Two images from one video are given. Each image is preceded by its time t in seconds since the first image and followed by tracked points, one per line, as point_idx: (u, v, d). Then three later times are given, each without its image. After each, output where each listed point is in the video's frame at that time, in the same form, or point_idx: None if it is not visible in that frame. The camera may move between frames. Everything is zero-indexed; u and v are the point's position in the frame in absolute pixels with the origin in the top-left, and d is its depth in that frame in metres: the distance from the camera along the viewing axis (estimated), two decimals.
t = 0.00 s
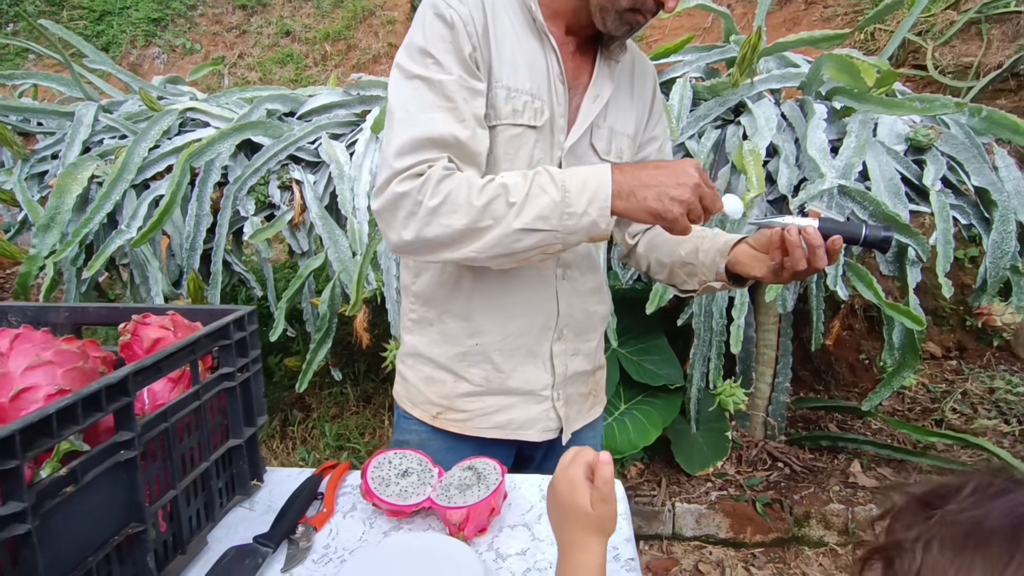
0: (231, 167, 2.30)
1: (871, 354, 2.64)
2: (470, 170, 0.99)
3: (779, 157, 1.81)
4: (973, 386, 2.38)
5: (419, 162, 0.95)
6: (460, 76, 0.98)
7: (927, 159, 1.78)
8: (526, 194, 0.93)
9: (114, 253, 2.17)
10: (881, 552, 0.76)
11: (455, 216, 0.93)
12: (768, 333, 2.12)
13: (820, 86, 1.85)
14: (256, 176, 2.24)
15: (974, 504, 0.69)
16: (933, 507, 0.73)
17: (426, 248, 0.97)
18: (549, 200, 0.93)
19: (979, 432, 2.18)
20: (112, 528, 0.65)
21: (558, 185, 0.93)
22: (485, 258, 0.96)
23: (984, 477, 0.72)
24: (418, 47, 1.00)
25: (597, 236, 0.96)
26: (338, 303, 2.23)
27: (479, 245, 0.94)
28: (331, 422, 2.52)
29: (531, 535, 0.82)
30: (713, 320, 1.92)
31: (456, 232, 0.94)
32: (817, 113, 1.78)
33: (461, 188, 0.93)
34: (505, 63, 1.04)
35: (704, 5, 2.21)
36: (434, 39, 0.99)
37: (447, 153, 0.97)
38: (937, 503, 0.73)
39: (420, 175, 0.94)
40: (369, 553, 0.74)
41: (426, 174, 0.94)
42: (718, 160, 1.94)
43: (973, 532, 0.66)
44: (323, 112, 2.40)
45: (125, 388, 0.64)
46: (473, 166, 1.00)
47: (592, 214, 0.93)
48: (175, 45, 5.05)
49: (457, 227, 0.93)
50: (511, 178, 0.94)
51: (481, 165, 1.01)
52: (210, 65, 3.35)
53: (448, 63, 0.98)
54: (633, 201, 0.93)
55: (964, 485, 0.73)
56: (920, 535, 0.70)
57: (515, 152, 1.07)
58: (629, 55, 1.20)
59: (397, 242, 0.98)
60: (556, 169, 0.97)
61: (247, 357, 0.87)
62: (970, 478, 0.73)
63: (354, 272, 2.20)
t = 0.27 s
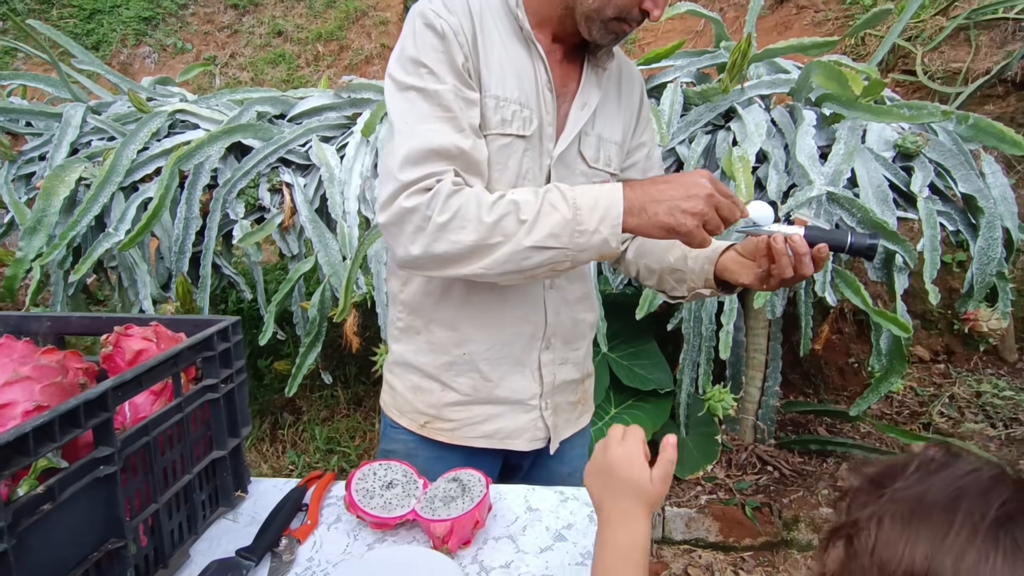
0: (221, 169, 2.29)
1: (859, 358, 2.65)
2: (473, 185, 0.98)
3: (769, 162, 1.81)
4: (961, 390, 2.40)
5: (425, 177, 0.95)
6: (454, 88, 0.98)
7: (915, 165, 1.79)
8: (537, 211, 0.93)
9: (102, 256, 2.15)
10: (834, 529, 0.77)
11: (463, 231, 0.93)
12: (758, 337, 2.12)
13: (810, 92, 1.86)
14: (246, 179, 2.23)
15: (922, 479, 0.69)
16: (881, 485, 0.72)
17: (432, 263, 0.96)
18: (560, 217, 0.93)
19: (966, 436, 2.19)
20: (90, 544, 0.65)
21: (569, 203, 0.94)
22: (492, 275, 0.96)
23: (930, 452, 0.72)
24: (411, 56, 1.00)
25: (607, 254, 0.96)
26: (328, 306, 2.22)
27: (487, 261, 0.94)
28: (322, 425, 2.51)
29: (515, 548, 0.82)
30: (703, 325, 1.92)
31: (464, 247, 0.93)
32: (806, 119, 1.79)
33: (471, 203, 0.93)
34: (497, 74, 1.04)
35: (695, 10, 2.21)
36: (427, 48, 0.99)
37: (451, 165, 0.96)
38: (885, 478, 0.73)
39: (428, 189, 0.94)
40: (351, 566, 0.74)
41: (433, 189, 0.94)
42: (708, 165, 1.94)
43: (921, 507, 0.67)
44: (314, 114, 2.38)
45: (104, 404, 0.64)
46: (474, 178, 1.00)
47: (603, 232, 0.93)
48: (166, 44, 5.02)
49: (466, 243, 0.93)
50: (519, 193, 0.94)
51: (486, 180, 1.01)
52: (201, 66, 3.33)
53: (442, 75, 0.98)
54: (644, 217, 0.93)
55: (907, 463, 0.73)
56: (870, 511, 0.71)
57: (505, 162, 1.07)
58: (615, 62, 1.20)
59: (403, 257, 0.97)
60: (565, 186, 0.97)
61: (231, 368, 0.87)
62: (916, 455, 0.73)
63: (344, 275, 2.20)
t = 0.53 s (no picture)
0: (211, 173, 2.28)
1: (850, 361, 2.66)
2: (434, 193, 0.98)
3: (759, 168, 1.81)
4: (950, 393, 2.41)
5: (381, 186, 0.95)
6: (432, 100, 0.98)
7: (904, 171, 1.80)
8: (483, 217, 0.93)
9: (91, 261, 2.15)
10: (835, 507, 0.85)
11: (414, 240, 0.93)
12: (749, 341, 2.13)
13: (800, 98, 1.87)
14: (236, 184, 2.23)
15: (908, 453, 0.78)
16: (873, 462, 0.81)
17: (389, 272, 0.97)
18: (506, 223, 0.92)
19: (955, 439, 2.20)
20: (76, 561, 0.65)
21: (515, 208, 0.93)
22: (447, 282, 0.96)
23: (906, 433, 0.82)
24: (389, 67, 1.00)
25: (557, 256, 0.95)
26: (320, 311, 2.21)
27: (439, 270, 0.94)
28: (314, 429, 2.50)
29: (503, 561, 0.82)
30: (693, 331, 1.93)
31: (416, 256, 0.94)
32: (795, 125, 1.79)
33: (420, 212, 0.92)
34: (480, 85, 1.04)
35: (686, 15, 2.21)
36: (408, 60, 0.99)
37: (411, 175, 0.96)
38: (874, 457, 0.82)
39: (382, 199, 0.94)
40: None
41: (388, 198, 0.94)
42: (699, 171, 1.95)
43: (910, 474, 0.76)
44: (306, 118, 2.38)
45: (89, 421, 0.64)
46: (440, 187, 0.99)
47: (550, 236, 0.93)
48: (157, 45, 4.99)
49: (416, 251, 0.93)
50: (471, 202, 0.94)
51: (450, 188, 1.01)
52: (192, 68, 3.32)
53: (421, 87, 0.98)
54: (593, 222, 0.93)
55: (893, 440, 0.82)
56: (865, 484, 0.79)
57: (490, 173, 1.07)
58: (603, 71, 1.20)
59: (360, 266, 0.98)
60: (517, 189, 0.96)
61: (219, 380, 0.87)
62: (895, 437, 0.83)
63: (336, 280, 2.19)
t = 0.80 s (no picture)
0: (205, 181, 2.28)
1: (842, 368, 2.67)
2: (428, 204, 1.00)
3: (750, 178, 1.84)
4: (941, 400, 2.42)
5: (376, 204, 0.97)
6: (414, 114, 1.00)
7: (893, 181, 1.82)
8: (479, 223, 0.95)
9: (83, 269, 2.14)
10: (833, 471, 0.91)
11: (416, 251, 0.95)
12: (741, 348, 2.14)
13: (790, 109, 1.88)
14: (230, 192, 2.22)
15: (901, 420, 0.85)
16: (869, 428, 0.87)
17: (393, 284, 0.99)
18: (503, 226, 0.94)
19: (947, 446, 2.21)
20: None
21: (509, 210, 0.95)
22: (452, 287, 0.98)
23: (897, 399, 0.89)
24: (371, 85, 1.02)
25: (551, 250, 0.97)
26: (313, 319, 2.21)
27: (442, 278, 0.97)
28: (307, 436, 2.50)
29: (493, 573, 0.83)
30: (685, 339, 1.94)
31: (419, 267, 0.96)
32: (785, 135, 1.81)
33: (417, 224, 0.94)
34: (460, 96, 1.05)
35: (678, 26, 2.23)
36: (388, 77, 1.01)
37: (403, 190, 0.98)
38: (869, 424, 0.88)
39: (378, 216, 0.96)
40: None
41: (385, 214, 0.96)
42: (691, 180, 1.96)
43: (907, 440, 0.82)
44: (300, 125, 2.37)
45: (79, 437, 0.64)
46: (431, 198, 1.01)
47: (544, 232, 0.95)
48: (152, 50, 4.99)
49: (418, 262, 0.95)
50: (465, 207, 0.96)
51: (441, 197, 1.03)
52: (187, 75, 3.32)
53: (401, 103, 1.00)
54: (577, 215, 0.95)
55: (885, 406, 0.88)
56: (867, 449, 0.85)
57: (475, 180, 1.08)
58: (580, 78, 1.21)
59: (365, 281, 1.00)
60: (505, 191, 0.98)
61: (210, 394, 0.87)
62: (886, 403, 0.89)
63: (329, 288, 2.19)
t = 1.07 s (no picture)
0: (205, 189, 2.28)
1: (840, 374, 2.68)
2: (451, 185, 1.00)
3: (746, 187, 1.86)
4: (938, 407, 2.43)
5: (405, 184, 0.96)
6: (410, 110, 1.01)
7: (889, 190, 1.83)
8: (515, 179, 0.93)
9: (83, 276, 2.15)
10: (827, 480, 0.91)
11: (454, 218, 0.93)
12: (739, 355, 2.15)
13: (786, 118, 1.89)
14: (229, 200, 2.22)
15: (886, 424, 0.86)
16: (856, 436, 0.88)
17: (431, 263, 0.96)
18: (541, 174, 0.93)
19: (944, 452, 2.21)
20: None
21: (545, 162, 0.94)
22: (498, 252, 0.95)
23: (880, 402, 0.90)
24: (364, 92, 1.04)
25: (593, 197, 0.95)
26: (311, 326, 2.22)
27: (484, 244, 0.94)
28: (305, 443, 2.50)
29: None
30: (682, 347, 1.94)
31: (460, 235, 0.93)
32: (781, 145, 1.83)
33: (453, 193, 0.94)
34: (445, 96, 1.06)
35: (675, 36, 2.24)
36: (377, 83, 1.03)
37: (427, 172, 0.98)
38: (856, 432, 0.89)
39: (410, 194, 0.95)
40: None
41: (415, 191, 0.95)
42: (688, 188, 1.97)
43: (894, 445, 0.83)
44: (299, 134, 2.39)
45: (79, 451, 0.65)
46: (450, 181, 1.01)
47: (583, 175, 0.93)
48: (151, 57, 4.99)
49: (461, 229, 0.93)
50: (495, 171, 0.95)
51: (469, 181, 1.03)
52: (187, 82, 3.33)
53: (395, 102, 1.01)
54: (613, 153, 0.94)
55: (869, 412, 0.89)
56: (856, 458, 0.86)
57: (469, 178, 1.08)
58: (557, 82, 1.22)
59: (401, 265, 0.96)
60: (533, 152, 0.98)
61: (209, 405, 0.88)
62: (871, 407, 0.90)
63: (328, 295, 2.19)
